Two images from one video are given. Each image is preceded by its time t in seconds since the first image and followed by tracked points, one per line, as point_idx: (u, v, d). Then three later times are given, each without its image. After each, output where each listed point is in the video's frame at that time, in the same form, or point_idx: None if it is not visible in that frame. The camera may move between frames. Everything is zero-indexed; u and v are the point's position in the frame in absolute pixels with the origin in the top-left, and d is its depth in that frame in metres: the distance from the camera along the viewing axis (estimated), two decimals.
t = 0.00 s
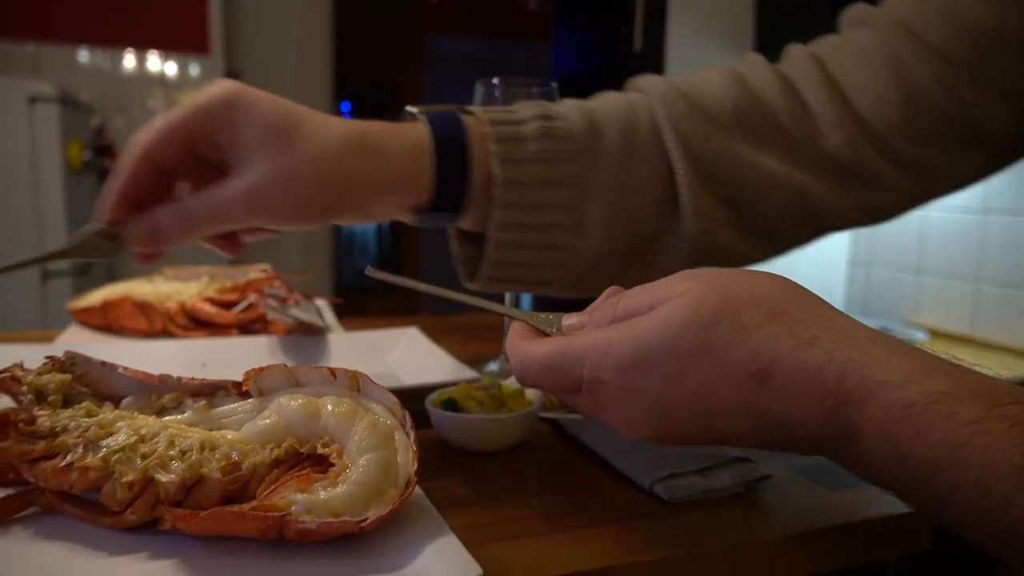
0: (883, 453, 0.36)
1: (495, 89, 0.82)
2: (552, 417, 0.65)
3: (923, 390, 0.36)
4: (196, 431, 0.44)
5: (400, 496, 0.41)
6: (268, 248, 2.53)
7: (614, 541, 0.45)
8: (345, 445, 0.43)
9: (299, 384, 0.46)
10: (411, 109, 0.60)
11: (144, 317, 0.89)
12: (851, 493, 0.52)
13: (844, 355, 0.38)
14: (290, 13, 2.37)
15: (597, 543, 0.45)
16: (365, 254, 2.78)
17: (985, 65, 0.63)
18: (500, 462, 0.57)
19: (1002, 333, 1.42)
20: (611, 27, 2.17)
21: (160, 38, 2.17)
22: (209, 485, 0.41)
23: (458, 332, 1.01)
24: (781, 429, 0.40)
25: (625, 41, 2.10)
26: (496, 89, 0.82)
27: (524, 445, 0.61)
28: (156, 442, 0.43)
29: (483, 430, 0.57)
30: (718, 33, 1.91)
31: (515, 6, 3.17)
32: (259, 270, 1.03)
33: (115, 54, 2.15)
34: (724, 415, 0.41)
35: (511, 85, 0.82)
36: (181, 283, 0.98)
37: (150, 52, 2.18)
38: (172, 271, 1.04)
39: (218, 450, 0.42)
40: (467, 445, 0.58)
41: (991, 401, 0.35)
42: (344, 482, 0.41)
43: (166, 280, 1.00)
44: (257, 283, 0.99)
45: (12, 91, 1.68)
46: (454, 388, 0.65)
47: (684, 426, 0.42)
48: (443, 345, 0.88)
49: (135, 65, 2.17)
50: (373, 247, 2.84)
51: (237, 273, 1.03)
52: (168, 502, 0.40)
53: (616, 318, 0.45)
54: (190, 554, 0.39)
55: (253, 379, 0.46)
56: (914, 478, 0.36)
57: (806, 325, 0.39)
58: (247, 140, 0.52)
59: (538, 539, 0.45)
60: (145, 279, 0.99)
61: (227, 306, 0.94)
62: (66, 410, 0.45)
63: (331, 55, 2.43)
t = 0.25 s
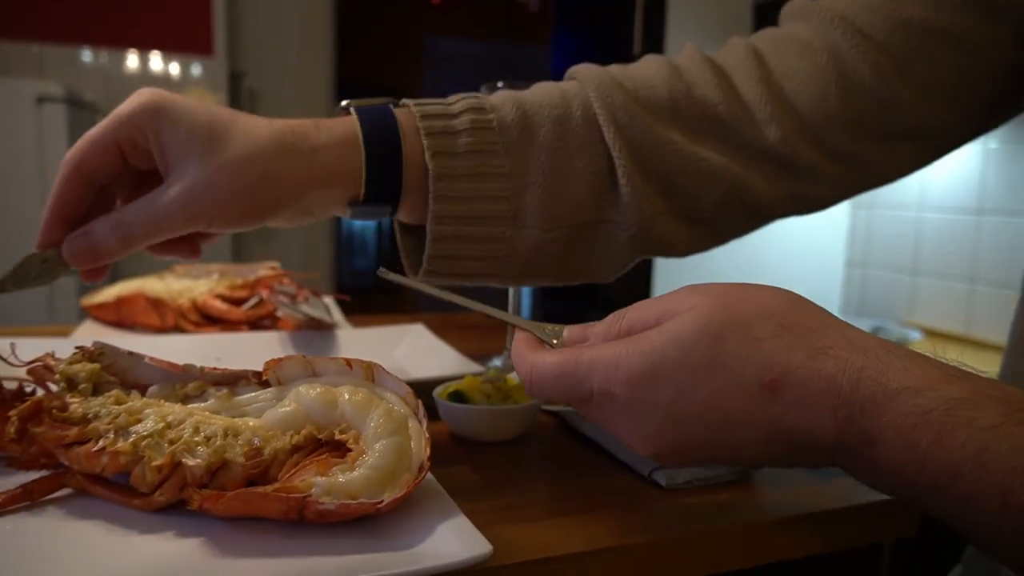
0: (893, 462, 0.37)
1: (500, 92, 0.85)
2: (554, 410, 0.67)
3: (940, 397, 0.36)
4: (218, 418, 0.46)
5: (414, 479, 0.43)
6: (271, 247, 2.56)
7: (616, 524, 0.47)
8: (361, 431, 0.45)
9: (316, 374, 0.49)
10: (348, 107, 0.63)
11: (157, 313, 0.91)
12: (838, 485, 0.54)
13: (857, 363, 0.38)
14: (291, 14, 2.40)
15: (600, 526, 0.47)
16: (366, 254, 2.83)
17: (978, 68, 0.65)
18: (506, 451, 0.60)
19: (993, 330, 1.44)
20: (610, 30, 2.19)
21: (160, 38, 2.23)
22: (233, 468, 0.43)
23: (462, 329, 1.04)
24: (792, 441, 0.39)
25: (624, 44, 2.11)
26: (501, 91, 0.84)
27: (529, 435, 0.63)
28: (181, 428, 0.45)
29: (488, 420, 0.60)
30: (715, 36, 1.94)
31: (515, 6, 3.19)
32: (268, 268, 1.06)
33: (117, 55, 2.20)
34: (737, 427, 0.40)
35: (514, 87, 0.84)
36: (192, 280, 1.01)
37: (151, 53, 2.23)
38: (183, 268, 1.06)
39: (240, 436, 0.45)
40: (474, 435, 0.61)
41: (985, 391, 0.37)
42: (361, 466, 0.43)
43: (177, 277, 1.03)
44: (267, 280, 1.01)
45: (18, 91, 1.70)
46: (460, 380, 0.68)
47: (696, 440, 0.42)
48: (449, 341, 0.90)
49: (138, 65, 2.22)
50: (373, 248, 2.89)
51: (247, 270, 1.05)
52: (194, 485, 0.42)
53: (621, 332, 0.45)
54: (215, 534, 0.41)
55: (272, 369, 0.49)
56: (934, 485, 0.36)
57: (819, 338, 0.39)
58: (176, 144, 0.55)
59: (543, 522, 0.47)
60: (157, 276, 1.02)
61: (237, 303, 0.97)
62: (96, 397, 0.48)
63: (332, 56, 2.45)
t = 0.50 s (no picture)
0: (869, 462, 0.37)
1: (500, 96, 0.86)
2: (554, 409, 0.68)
3: (914, 395, 0.36)
4: (228, 416, 0.47)
5: (418, 475, 0.45)
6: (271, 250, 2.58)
7: (615, 518, 0.49)
8: (367, 428, 0.46)
9: (323, 373, 0.50)
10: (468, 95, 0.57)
11: (162, 316, 0.92)
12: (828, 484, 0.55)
13: (832, 361, 0.38)
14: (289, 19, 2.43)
15: (599, 520, 0.48)
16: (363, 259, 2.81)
17: None
18: (506, 449, 0.61)
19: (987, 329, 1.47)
20: (608, 34, 2.22)
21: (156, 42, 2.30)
22: (242, 465, 0.44)
23: (463, 329, 1.05)
24: (773, 440, 0.40)
25: (622, 49, 2.14)
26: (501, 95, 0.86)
27: (529, 434, 0.64)
28: (192, 425, 0.46)
29: (490, 417, 0.61)
30: (710, 38, 1.95)
31: (513, 10, 3.21)
32: (271, 270, 1.07)
33: (116, 60, 2.28)
34: (718, 426, 0.41)
35: (514, 91, 0.86)
36: (196, 283, 1.02)
37: (151, 58, 2.32)
38: (186, 271, 1.08)
39: (249, 433, 0.46)
40: (475, 433, 0.62)
41: (978, 390, 0.38)
42: (366, 461, 0.44)
43: (181, 280, 1.04)
44: (270, 283, 1.02)
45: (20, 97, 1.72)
46: (462, 379, 0.69)
47: (681, 437, 0.43)
48: (450, 343, 0.91)
49: (137, 70, 2.32)
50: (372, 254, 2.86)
51: (251, 273, 1.07)
52: (204, 480, 0.44)
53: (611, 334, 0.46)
54: (225, 527, 0.43)
55: (280, 368, 0.50)
56: (905, 484, 0.36)
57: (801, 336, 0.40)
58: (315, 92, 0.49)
59: (545, 515, 0.48)
60: (161, 279, 1.03)
61: (240, 305, 0.98)
62: (108, 395, 0.50)
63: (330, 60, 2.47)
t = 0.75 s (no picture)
0: (831, 475, 0.38)
1: (495, 97, 0.86)
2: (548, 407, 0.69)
3: (868, 408, 0.37)
4: (225, 414, 0.48)
5: (414, 471, 0.45)
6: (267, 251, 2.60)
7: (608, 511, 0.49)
8: (363, 425, 0.46)
9: (319, 370, 0.50)
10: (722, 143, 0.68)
11: (157, 316, 0.92)
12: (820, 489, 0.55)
13: (795, 372, 0.39)
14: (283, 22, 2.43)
15: (596, 513, 0.49)
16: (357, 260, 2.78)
17: None
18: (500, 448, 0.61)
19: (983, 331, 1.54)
20: (602, 35, 2.22)
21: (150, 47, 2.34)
22: (239, 462, 0.45)
23: (459, 329, 1.06)
24: (736, 452, 0.40)
25: (616, 49, 2.14)
26: (495, 96, 0.86)
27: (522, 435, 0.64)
28: (189, 423, 0.47)
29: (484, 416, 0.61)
30: (705, 38, 1.96)
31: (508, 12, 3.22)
32: (267, 271, 1.07)
33: (109, 62, 2.30)
34: (679, 440, 0.41)
35: (509, 92, 0.86)
36: (192, 284, 1.02)
37: (144, 61, 2.34)
38: (182, 272, 1.08)
39: (246, 430, 0.46)
40: (471, 431, 0.62)
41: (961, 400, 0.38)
42: (362, 458, 0.44)
43: (176, 280, 1.04)
44: (265, 283, 1.02)
45: (14, 99, 1.71)
46: (457, 378, 0.69)
47: (643, 453, 0.43)
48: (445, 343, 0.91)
49: (131, 73, 2.32)
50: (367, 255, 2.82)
51: (247, 273, 1.07)
52: (202, 477, 0.44)
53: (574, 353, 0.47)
54: (222, 523, 0.43)
55: (276, 365, 0.50)
56: (865, 493, 0.37)
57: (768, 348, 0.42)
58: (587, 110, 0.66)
59: (542, 512, 0.48)
60: (157, 280, 1.03)
61: (236, 306, 0.98)
62: (104, 394, 0.50)
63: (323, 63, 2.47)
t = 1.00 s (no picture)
0: (816, 475, 0.38)
1: (486, 98, 0.87)
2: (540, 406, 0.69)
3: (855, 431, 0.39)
4: (219, 413, 0.48)
5: (407, 468, 0.45)
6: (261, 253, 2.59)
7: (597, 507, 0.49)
8: (356, 423, 0.47)
9: (311, 369, 0.51)
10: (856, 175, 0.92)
11: (149, 318, 0.92)
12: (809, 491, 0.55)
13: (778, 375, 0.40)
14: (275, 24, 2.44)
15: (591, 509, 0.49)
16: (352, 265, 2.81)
17: None
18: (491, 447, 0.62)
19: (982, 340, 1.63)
20: (593, 36, 2.23)
21: (145, 49, 2.35)
22: (233, 460, 0.45)
23: (453, 330, 1.07)
24: (726, 444, 0.39)
25: (606, 50, 2.15)
26: (486, 97, 0.86)
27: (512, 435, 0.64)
28: (182, 422, 0.47)
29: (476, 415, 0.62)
30: (697, 39, 1.97)
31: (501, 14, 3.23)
32: (259, 272, 1.07)
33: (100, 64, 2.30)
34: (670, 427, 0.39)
35: (500, 93, 0.86)
36: (184, 285, 1.02)
37: (136, 62, 2.34)
38: (174, 274, 1.08)
39: (240, 429, 0.46)
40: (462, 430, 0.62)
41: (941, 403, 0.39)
42: (355, 456, 0.45)
43: (168, 282, 1.04)
44: (258, 284, 1.02)
45: (6, 101, 1.71)
46: (450, 378, 0.70)
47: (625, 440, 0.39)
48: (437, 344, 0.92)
49: (122, 74, 2.32)
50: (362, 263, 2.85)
51: (239, 274, 1.07)
52: (196, 476, 0.44)
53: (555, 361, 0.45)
54: (216, 522, 0.43)
55: (269, 365, 0.51)
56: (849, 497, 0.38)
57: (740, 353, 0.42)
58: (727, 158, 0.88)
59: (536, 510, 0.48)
60: (149, 282, 1.03)
61: (228, 307, 0.98)
62: (98, 394, 0.50)
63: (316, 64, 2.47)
